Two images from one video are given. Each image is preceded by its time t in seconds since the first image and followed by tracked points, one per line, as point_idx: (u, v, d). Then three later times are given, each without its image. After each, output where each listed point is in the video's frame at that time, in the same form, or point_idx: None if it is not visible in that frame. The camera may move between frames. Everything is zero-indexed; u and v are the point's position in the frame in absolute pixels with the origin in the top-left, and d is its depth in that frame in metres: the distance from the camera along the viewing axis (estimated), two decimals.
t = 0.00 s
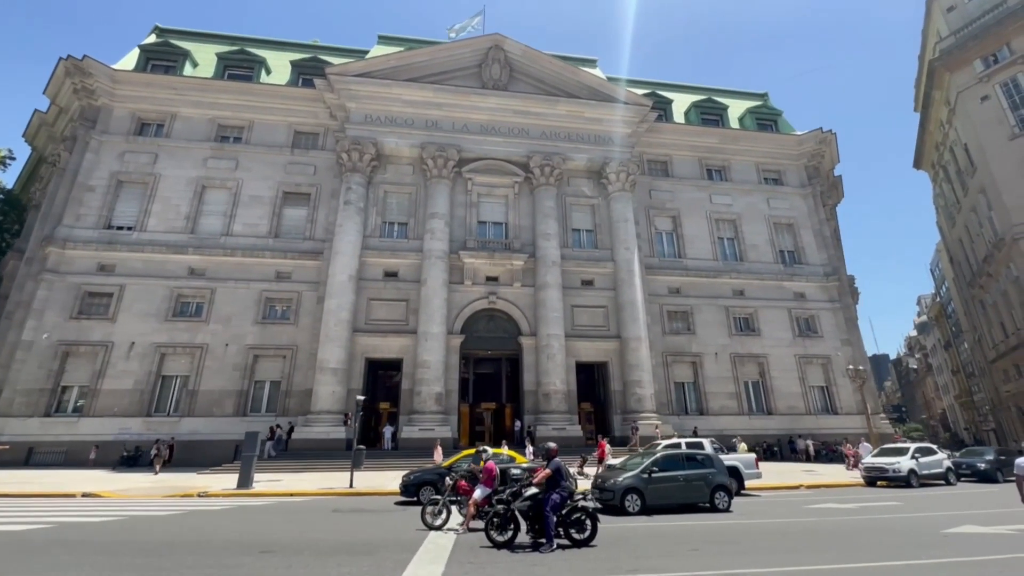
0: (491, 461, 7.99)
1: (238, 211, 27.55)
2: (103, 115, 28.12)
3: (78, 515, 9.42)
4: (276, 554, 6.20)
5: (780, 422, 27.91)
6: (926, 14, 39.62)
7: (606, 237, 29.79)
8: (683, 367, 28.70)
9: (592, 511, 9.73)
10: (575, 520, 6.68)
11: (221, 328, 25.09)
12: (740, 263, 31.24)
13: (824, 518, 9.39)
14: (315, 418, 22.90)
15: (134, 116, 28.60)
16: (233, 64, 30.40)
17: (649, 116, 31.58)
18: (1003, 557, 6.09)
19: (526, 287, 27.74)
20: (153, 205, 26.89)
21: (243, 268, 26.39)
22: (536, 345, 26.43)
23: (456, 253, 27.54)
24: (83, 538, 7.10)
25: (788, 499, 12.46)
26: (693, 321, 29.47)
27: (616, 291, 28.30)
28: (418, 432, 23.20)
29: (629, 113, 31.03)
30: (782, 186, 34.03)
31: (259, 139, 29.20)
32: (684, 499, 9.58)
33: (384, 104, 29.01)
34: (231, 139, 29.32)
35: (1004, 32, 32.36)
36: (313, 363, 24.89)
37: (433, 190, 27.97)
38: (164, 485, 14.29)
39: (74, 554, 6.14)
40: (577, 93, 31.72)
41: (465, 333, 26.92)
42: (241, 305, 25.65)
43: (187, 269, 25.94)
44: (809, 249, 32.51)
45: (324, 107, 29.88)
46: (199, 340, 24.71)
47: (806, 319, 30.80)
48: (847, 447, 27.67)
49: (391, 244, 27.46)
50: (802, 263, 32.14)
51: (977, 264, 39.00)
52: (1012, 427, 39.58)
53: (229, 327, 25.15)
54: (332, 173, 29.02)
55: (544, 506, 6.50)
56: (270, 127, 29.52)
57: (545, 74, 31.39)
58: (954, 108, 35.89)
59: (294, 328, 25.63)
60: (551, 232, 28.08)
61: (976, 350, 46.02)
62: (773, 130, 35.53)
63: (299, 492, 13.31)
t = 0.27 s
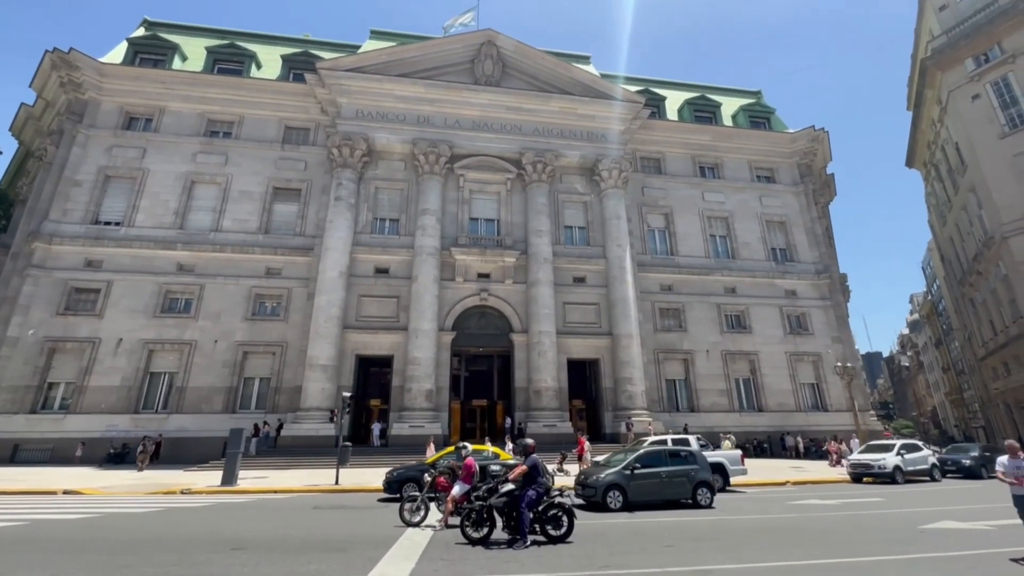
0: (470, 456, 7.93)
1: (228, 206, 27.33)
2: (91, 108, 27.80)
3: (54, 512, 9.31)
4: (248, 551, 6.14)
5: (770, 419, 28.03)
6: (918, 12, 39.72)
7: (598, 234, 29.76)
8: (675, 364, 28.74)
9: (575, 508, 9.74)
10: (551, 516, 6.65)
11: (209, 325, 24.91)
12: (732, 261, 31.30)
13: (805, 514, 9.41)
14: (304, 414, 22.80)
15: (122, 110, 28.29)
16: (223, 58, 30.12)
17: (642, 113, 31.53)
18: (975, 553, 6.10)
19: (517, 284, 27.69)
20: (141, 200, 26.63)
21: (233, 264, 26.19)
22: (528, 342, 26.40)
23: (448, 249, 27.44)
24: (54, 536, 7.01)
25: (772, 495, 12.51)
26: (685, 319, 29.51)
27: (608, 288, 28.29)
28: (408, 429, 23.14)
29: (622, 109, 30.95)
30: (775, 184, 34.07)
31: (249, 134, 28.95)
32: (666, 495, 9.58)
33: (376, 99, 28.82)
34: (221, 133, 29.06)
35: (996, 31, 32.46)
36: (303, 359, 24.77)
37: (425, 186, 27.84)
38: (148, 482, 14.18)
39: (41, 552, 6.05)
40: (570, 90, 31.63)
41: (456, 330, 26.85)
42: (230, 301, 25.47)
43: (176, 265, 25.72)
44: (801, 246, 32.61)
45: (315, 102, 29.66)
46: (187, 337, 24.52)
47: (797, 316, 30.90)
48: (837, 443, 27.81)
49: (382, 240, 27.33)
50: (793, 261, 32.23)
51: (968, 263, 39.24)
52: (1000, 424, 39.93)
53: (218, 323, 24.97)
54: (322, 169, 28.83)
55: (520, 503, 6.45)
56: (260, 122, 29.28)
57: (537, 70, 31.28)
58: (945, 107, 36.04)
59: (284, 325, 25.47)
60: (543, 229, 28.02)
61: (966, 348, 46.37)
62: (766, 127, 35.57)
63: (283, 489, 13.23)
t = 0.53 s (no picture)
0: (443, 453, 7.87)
1: (209, 200, 26.86)
2: (67, 98, 27.11)
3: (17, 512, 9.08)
4: (209, 551, 6.01)
5: (753, 416, 28.34)
6: (903, 15, 40.21)
7: (585, 232, 29.78)
8: (660, 361, 28.91)
9: (552, 505, 9.73)
10: (520, 514, 6.61)
11: (189, 320, 24.49)
12: (717, 259, 31.50)
13: (778, 511, 9.49)
14: (286, 411, 22.55)
15: (100, 101, 27.63)
16: (205, 48, 29.54)
17: (629, 111, 31.56)
18: (936, 548, 6.17)
19: (503, 280, 27.62)
20: (119, 192, 26.06)
21: (214, 258, 25.77)
22: (513, 339, 26.36)
23: (433, 246, 27.27)
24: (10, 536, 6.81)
25: (749, 491, 12.62)
26: (670, 316, 29.67)
27: (594, 285, 28.33)
28: (392, 426, 23.00)
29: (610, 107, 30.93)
30: (761, 183, 34.33)
31: (231, 127, 28.46)
32: (642, 492, 9.61)
33: (362, 93, 28.48)
34: (203, 126, 28.52)
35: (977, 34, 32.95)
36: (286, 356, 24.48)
37: (411, 182, 27.60)
38: (121, 480, 13.90)
39: None
40: (558, 87, 31.53)
41: (442, 326, 26.72)
42: (211, 297, 25.06)
43: (155, 259, 25.23)
44: (785, 245, 32.92)
45: (300, 95, 29.23)
46: (167, 332, 24.10)
47: (781, 315, 31.22)
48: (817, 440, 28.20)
49: (367, 236, 27.07)
50: (777, 260, 32.54)
51: (947, 263, 39.96)
52: (976, 420, 40.82)
53: (198, 319, 24.56)
54: (306, 163, 28.44)
55: (489, 501, 6.41)
56: (243, 115, 28.79)
57: (526, 66, 31.13)
58: (928, 109, 36.56)
59: (267, 321, 25.14)
60: (530, 226, 27.95)
61: (945, 347, 47.27)
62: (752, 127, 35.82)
63: (260, 487, 13.05)
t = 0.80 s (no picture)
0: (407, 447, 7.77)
1: (178, 188, 26.03)
2: (26, 78, 25.89)
3: None
4: (156, 547, 5.82)
5: (726, 410, 28.89)
6: (876, 20, 41.21)
7: (564, 227, 29.82)
8: (636, 357, 29.22)
9: (519, 498, 9.74)
10: (480, 507, 6.58)
11: (156, 311, 23.74)
12: (694, 256, 31.92)
13: (740, 502, 9.65)
14: (257, 405, 22.09)
15: (62, 82, 26.47)
16: (175, 31, 28.53)
17: (610, 107, 31.65)
18: (884, 537, 6.34)
19: (481, 275, 27.50)
20: (82, 178, 25.05)
21: (182, 248, 25.00)
22: (490, 334, 26.30)
23: (411, 239, 26.97)
24: None
25: (715, 484, 12.84)
26: (647, 312, 29.97)
27: (572, 281, 28.43)
28: (366, 420, 22.75)
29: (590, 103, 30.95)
30: (737, 182, 34.85)
31: (203, 113, 27.59)
32: (608, 485, 9.68)
33: (339, 82, 27.89)
34: (172, 111, 27.58)
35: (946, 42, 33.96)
36: (257, 349, 23.96)
37: (388, 173, 27.20)
38: (78, 475, 13.42)
39: None
40: (539, 81, 31.42)
41: (418, 320, 26.49)
42: (180, 287, 24.33)
43: (120, 248, 24.35)
44: (760, 244, 33.53)
45: (274, 81, 28.49)
46: (132, 324, 23.33)
47: (754, 312, 31.83)
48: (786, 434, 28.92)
49: (342, 227, 26.62)
50: (752, 258, 33.14)
51: (913, 263, 41.31)
52: (938, 415, 42.42)
53: (165, 310, 23.83)
54: (281, 152, 27.76)
55: (448, 495, 6.35)
56: (215, 100, 27.94)
57: (507, 60, 30.92)
58: (898, 113, 37.61)
59: (238, 313, 24.54)
60: (508, 220, 27.85)
61: (911, 344, 48.93)
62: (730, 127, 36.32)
63: (224, 482, 12.74)
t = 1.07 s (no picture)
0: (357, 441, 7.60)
1: (130, 170, 24.69)
2: None
3: None
4: (77, 548, 5.46)
5: (688, 405, 29.60)
6: (839, 30, 42.71)
7: (535, 221, 29.81)
8: (603, 351, 29.58)
9: (475, 492, 9.67)
10: (428, 502, 6.48)
11: (104, 300, 22.51)
12: (661, 253, 32.46)
13: (692, 493, 9.83)
14: (213, 398, 21.28)
15: None
16: (128, 3, 26.92)
17: (582, 103, 31.71)
18: (822, 527, 6.57)
19: (450, 268, 27.21)
20: (22, 156, 23.43)
21: (133, 233, 23.74)
22: (458, 327, 26.10)
23: (378, 229, 26.42)
24: None
25: (671, 476, 13.13)
26: (614, 308, 30.34)
27: (541, 275, 28.48)
28: (328, 414, 22.26)
29: (563, 97, 30.93)
30: (705, 182, 35.56)
31: (157, 91, 26.19)
32: (563, 478, 9.73)
33: (305, 65, 26.94)
34: (124, 88, 26.08)
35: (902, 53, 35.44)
36: (214, 340, 23.05)
37: (356, 162, 26.51)
38: (10, 472, 12.59)
39: None
40: (512, 74, 31.19)
41: (385, 313, 26.03)
42: (130, 275, 23.13)
43: (64, 232, 22.93)
44: (725, 242, 34.36)
45: (236, 62, 27.29)
46: (77, 313, 22.05)
47: (717, 309, 32.64)
48: (745, 427, 29.90)
49: (307, 216, 25.84)
50: (717, 256, 33.96)
51: (867, 265, 43.24)
52: (886, 409, 44.67)
53: (114, 299, 22.61)
54: (242, 136, 26.66)
55: (394, 491, 6.22)
56: (171, 79, 26.56)
57: (480, 50, 30.54)
58: (857, 120, 39.10)
59: (193, 302, 23.53)
60: (478, 213, 27.62)
61: (863, 342, 51.31)
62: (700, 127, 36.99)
63: (169, 478, 12.19)
